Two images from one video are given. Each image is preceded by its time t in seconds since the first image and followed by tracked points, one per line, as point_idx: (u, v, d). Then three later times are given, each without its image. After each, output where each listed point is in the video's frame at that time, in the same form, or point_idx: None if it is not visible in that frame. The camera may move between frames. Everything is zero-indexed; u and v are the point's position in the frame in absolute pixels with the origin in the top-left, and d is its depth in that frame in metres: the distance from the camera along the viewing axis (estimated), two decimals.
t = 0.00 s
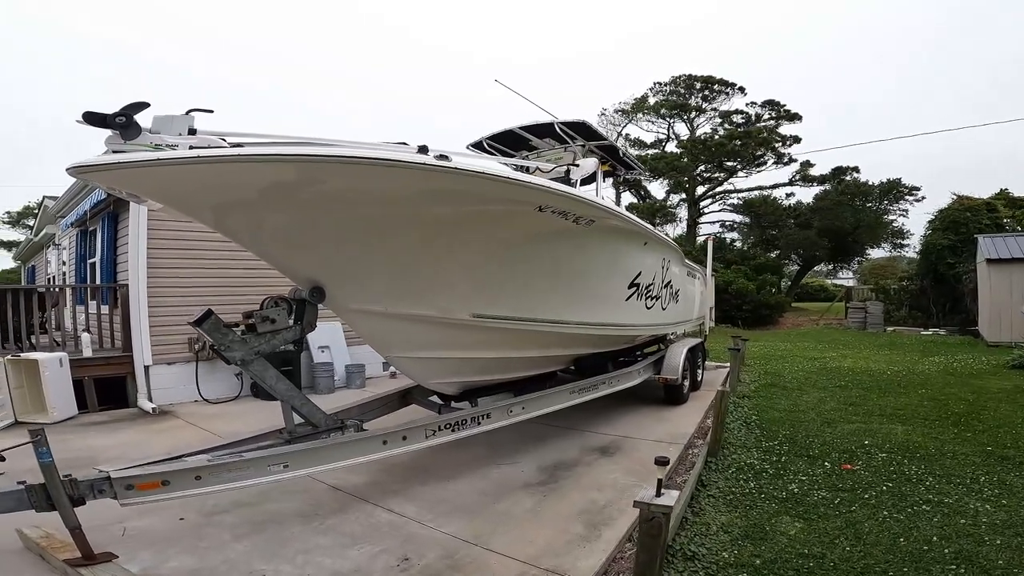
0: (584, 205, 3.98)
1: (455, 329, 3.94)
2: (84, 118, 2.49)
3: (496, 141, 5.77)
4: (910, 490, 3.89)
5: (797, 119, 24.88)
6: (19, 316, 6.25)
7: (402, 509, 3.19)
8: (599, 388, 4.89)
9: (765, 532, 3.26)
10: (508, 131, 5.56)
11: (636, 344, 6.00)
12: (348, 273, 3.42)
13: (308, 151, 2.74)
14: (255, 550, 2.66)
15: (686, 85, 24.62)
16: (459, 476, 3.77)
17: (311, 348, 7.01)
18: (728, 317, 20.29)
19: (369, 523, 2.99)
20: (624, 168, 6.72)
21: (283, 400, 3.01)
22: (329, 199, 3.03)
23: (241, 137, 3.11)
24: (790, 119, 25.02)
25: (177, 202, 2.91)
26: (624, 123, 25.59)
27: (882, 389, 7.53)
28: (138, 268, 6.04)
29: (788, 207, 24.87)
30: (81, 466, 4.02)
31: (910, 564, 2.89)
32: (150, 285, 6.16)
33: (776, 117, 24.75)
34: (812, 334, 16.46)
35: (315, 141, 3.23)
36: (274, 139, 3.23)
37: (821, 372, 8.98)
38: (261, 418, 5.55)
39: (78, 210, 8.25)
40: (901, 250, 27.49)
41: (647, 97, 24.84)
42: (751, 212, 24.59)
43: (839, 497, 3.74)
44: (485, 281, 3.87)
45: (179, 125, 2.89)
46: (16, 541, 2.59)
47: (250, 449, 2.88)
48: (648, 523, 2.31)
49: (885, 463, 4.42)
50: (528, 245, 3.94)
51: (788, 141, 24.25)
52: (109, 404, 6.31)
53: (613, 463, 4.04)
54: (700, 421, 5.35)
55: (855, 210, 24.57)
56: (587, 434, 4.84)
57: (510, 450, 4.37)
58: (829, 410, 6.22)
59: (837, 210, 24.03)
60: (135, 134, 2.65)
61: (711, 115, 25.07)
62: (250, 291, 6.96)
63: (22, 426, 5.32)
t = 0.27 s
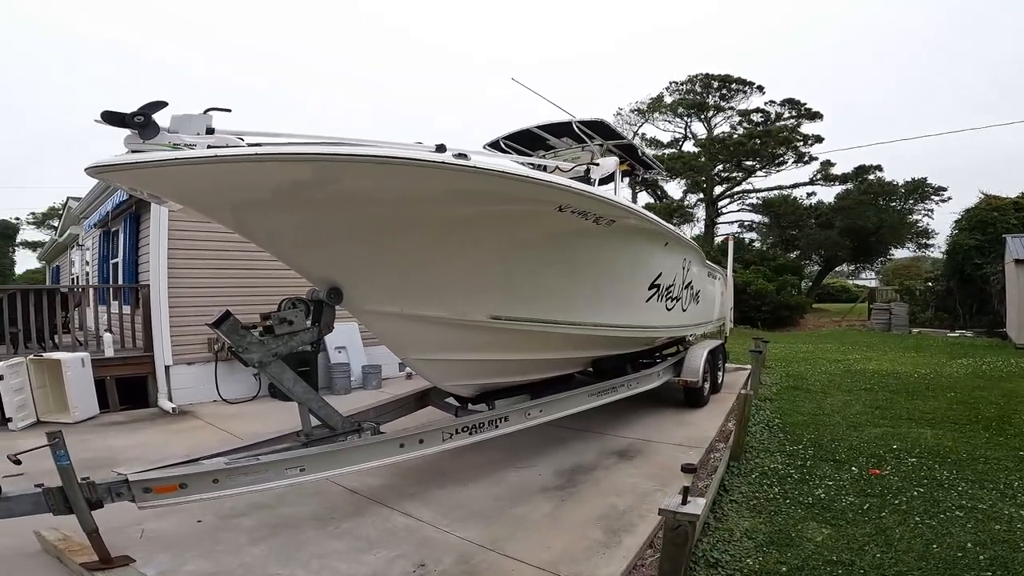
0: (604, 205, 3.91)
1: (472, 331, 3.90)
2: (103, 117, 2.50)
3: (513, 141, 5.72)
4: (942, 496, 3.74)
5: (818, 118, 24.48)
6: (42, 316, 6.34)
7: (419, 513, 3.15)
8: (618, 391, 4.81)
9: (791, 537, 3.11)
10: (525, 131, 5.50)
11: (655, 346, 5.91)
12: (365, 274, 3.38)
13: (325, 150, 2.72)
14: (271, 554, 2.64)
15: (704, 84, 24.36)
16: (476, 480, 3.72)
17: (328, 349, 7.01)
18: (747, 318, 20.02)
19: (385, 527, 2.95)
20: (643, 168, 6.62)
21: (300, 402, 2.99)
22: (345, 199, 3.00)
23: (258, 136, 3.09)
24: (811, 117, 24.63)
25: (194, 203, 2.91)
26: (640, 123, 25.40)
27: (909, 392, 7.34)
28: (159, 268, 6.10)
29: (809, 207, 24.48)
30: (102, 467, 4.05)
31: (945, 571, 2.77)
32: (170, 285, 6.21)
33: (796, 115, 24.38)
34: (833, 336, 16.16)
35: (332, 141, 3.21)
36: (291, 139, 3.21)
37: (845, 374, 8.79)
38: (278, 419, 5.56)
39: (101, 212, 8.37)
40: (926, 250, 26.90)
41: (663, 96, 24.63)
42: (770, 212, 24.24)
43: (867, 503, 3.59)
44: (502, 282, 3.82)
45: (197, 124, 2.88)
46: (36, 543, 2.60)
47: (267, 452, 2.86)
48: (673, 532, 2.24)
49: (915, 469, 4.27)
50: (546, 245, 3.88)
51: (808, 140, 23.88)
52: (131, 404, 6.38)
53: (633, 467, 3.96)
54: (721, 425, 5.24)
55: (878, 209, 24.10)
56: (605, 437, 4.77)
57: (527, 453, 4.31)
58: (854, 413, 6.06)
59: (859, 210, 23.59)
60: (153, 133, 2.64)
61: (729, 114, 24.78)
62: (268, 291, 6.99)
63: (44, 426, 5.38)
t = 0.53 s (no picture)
0: (621, 203, 3.85)
1: (486, 331, 3.86)
2: (117, 116, 2.52)
3: (527, 139, 5.67)
4: (970, 501, 3.61)
5: (841, 115, 24.02)
6: (66, 315, 6.46)
7: (430, 515, 3.12)
8: (635, 393, 4.74)
9: (811, 543, 3.01)
10: (540, 129, 5.44)
11: (672, 346, 5.82)
12: (378, 273, 3.37)
13: (337, 148, 2.70)
14: (281, 554, 2.63)
15: (722, 82, 24.07)
16: (488, 481, 3.69)
17: (344, 348, 7.03)
18: (767, 319, 19.72)
19: (396, 529, 2.93)
20: (660, 166, 6.53)
21: (312, 402, 2.97)
22: (357, 198, 2.98)
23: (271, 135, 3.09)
24: (834, 115, 24.19)
25: (208, 202, 2.92)
26: (658, 121, 25.17)
27: (936, 395, 7.13)
28: (178, 268, 6.17)
29: (832, 205, 24.04)
30: (120, 465, 4.10)
31: None
32: (189, 285, 6.27)
33: (818, 113, 23.96)
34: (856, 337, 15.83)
35: (346, 140, 3.20)
36: (303, 138, 3.21)
37: (869, 376, 8.58)
38: (293, 418, 5.58)
39: (124, 213, 8.51)
40: (954, 250, 26.25)
41: (682, 95, 24.38)
42: (791, 211, 23.85)
43: (891, 508, 3.47)
44: (516, 282, 3.77)
45: (210, 122, 2.89)
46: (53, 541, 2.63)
47: (279, 452, 2.85)
48: (688, 539, 2.18)
49: (943, 473, 4.13)
50: (561, 244, 3.82)
51: (831, 138, 23.45)
52: (151, 402, 6.46)
53: (648, 470, 3.89)
54: (740, 427, 5.14)
55: (903, 208, 23.57)
56: (621, 439, 4.70)
57: (541, 455, 4.26)
58: (879, 416, 5.90)
59: (884, 208, 23.11)
60: (166, 131, 2.65)
61: (749, 112, 24.45)
62: (284, 290, 7.03)
63: (66, 423, 5.48)
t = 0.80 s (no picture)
0: (632, 201, 3.78)
1: (494, 331, 3.82)
2: (123, 115, 2.54)
3: (539, 137, 5.63)
4: (993, 507, 3.50)
5: (862, 112, 23.59)
6: (84, 314, 6.56)
7: (435, 516, 3.10)
8: (646, 394, 4.67)
9: (824, 549, 2.93)
10: (552, 127, 5.40)
11: (685, 347, 5.73)
12: (385, 272, 3.35)
13: (342, 147, 2.68)
14: (284, 555, 2.63)
15: (739, 80, 23.85)
16: (495, 483, 3.66)
17: (356, 347, 7.04)
18: (785, 319, 19.43)
19: (400, 530, 2.91)
20: (674, 164, 6.44)
21: (318, 402, 2.96)
22: (364, 196, 2.96)
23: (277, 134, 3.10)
24: (855, 113, 23.76)
25: (214, 201, 2.92)
26: (674, 120, 24.92)
27: (960, 398, 6.95)
28: (192, 267, 6.23)
29: (852, 204, 23.63)
30: (131, 462, 4.15)
31: None
32: (203, 284, 6.33)
33: (838, 111, 23.56)
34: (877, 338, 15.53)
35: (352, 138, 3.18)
36: (310, 137, 3.20)
37: (890, 378, 8.39)
38: (304, 416, 5.61)
39: (142, 212, 8.63)
40: (979, 250, 25.65)
41: (698, 93, 24.14)
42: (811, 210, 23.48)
43: (910, 514, 3.37)
44: (525, 282, 3.73)
45: (216, 122, 2.90)
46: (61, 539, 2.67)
47: (284, 452, 2.84)
48: (694, 546, 2.13)
49: (964, 478, 4.01)
50: (571, 243, 3.77)
51: (852, 136, 23.03)
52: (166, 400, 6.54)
53: (658, 473, 3.83)
54: (754, 430, 5.05)
55: (927, 207, 23.07)
56: (631, 441, 4.64)
57: (549, 456, 4.22)
58: (899, 419, 5.76)
59: (907, 207, 22.65)
60: (172, 130, 2.66)
61: (767, 110, 24.13)
62: (297, 290, 7.07)
63: (82, 421, 5.56)
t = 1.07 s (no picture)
0: (642, 200, 3.74)
1: (502, 331, 3.80)
2: (129, 115, 2.55)
3: (548, 137, 5.60)
4: (1012, 511, 3.41)
5: (878, 110, 23.28)
6: (99, 313, 6.64)
7: (440, 517, 3.08)
8: (655, 395, 4.62)
9: (836, 553, 2.87)
10: (561, 126, 5.37)
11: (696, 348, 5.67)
12: (392, 272, 3.33)
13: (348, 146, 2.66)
14: (288, 555, 2.63)
15: (752, 79, 23.65)
16: (502, 484, 3.64)
17: (365, 346, 7.05)
18: (799, 319, 19.22)
19: (405, 531, 2.90)
20: (686, 163, 6.37)
21: (324, 402, 2.95)
22: (370, 196, 2.95)
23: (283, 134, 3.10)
24: (871, 111, 23.45)
25: (221, 201, 2.93)
26: (686, 119, 24.72)
27: (978, 400, 6.82)
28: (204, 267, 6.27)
29: (868, 203, 23.33)
30: (142, 461, 4.19)
31: None
32: (215, 283, 6.37)
33: (853, 109, 23.26)
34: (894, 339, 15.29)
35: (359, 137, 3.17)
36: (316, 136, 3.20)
37: (907, 379, 8.25)
38: (313, 416, 5.63)
39: (155, 213, 8.71)
40: (999, 249, 25.20)
41: (710, 92, 23.96)
42: (826, 209, 23.20)
43: (925, 518, 3.30)
44: (532, 281, 3.70)
45: (222, 122, 2.91)
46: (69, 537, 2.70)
47: (290, 451, 2.84)
48: (700, 552, 2.09)
49: (982, 482, 3.92)
50: (580, 242, 3.73)
51: (868, 134, 22.72)
52: (179, 398, 6.59)
53: (667, 475, 3.79)
54: (766, 432, 4.97)
55: (945, 206, 22.70)
56: (640, 442, 4.59)
57: (557, 457, 4.19)
58: (916, 422, 5.66)
59: (925, 206, 22.36)
60: (178, 130, 2.67)
61: (780, 108, 23.89)
62: (308, 289, 7.10)
63: (96, 419, 5.63)
